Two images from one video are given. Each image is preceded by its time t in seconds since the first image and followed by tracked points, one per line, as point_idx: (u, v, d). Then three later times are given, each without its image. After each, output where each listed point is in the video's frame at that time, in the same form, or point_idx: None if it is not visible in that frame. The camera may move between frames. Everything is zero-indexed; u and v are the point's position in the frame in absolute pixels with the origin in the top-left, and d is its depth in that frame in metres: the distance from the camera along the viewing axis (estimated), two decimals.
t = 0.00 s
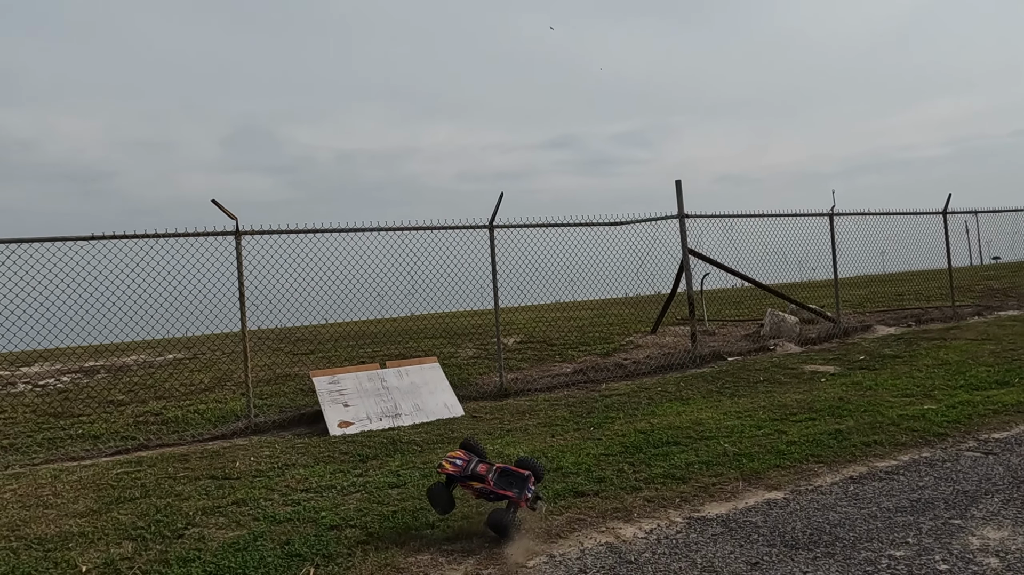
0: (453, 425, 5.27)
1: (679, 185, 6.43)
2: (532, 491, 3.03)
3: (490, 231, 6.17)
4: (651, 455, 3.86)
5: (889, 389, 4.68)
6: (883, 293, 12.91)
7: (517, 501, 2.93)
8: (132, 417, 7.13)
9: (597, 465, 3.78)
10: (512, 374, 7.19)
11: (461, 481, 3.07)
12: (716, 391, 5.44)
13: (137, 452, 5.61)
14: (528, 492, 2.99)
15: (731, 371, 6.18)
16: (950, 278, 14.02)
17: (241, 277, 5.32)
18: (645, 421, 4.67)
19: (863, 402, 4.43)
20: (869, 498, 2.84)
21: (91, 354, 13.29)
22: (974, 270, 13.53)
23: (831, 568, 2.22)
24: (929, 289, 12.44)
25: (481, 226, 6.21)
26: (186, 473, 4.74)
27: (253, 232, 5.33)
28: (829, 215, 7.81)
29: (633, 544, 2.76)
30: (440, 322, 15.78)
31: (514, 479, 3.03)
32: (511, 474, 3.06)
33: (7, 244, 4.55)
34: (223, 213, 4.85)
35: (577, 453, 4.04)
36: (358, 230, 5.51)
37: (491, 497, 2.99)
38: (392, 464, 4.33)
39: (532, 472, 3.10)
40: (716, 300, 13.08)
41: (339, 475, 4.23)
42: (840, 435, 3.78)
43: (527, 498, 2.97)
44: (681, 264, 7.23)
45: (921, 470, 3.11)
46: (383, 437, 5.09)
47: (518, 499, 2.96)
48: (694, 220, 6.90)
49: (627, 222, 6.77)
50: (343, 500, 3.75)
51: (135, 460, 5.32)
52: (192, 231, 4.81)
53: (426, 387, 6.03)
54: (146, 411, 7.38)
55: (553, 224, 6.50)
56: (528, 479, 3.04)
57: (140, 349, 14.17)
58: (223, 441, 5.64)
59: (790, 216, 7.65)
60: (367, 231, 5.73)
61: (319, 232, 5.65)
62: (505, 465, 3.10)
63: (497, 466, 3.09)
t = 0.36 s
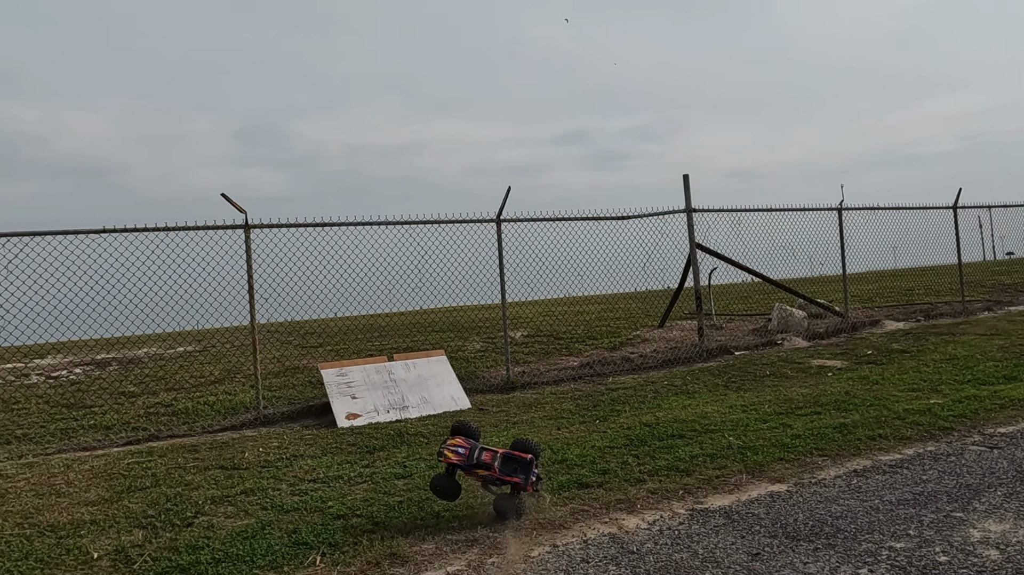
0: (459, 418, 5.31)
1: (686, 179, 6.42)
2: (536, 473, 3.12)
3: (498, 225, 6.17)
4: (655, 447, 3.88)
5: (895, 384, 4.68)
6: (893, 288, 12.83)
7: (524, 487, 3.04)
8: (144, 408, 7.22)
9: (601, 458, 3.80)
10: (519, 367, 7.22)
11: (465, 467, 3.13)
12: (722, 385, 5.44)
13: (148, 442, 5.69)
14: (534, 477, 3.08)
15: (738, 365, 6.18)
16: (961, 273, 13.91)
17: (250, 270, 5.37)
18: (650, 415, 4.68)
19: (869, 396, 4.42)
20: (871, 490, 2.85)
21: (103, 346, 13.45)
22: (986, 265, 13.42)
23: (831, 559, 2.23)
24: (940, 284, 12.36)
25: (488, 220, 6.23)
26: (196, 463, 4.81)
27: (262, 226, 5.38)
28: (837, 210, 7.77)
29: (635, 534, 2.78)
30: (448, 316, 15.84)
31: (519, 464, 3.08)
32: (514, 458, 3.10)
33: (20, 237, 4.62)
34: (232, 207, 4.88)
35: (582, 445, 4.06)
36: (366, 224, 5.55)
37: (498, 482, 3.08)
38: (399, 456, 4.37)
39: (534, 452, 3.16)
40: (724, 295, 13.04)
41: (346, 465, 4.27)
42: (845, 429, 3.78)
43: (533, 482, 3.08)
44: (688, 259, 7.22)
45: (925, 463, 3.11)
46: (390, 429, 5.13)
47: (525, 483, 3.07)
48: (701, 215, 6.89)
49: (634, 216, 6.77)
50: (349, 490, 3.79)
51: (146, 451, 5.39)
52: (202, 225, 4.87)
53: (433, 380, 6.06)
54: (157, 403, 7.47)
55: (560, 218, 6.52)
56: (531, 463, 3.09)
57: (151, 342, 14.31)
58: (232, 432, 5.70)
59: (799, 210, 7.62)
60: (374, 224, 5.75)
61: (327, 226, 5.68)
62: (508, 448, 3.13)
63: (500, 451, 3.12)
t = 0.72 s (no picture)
0: (469, 409, 5.35)
1: (696, 171, 6.40)
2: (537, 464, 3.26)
3: (508, 217, 6.19)
4: (662, 439, 3.89)
5: (905, 377, 4.66)
6: (907, 282, 12.71)
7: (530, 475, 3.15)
8: (158, 397, 7.34)
9: (609, 448, 3.82)
10: (529, 359, 7.25)
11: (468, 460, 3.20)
12: (731, 377, 5.45)
13: (162, 431, 5.79)
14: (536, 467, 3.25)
15: (748, 358, 6.17)
16: (977, 268, 13.74)
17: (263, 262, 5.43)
18: (658, 407, 4.70)
19: (878, 390, 4.41)
20: (877, 482, 2.85)
21: (120, 338, 13.65)
22: (1002, 260, 13.26)
23: (833, 549, 2.25)
24: (955, 278, 12.23)
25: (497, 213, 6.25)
26: (209, 451, 4.89)
27: (274, 219, 5.44)
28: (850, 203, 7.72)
29: (640, 524, 2.81)
30: (459, 309, 15.90)
31: (522, 453, 3.23)
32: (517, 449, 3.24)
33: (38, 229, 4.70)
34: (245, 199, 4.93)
35: (590, 437, 4.09)
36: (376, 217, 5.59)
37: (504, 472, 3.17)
38: (408, 446, 4.42)
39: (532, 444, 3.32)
40: (736, 288, 12.99)
41: (356, 454, 4.33)
42: (853, 422, 3.78)
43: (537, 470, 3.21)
44: (699, 252, 7.20)
45: (931, 456, 3.11)
46: (399, 419, 5.18)
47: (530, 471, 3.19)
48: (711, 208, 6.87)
49: (644, 209, 6.77)
50: (359, 479, 3.85)
51: (160, 439, 5.48)
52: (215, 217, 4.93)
53: (443, 371, 6.11)
54: (171, 392, 7.59)
55: (570, 211, 6.52)
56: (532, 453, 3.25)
57: (166, 333, 14.51)
58: (245, 422, 5.78)
59: (811, 204, 7.58)
60: (385, 217, 5.79)
61: (338, 218, 5.73)
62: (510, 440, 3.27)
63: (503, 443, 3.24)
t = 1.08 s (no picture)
0: (477, 402, 5.38)
1: (706, 165, 6.38)
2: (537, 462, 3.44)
3: (517, 211, 6.20)
4: (669, 432, 3.90)
5: (915, 372, 4.63)
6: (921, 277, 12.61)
7: (534, 464, 3.32)
8: (171, 389, 7.44)
9: (615, 442, 3.84)
10: (537, 353, 7.27)
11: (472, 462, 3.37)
12: (739, 372, 5.44)
13: (175, 422, 5.87)
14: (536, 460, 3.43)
15: (757, 352, 6.15)
16: (992, 263, 13.60)
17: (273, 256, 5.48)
18: (666, 400, 4.71)
19: (887, 384, 4.40)
20: (882, 476, 2.85)
21: (133, 330, 13.82)
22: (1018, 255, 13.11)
23: (836, 543, 2.26)
24: (969, 274, 12.12)
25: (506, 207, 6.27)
26: (220, 442, 4.96)
27: (284, 213, 5.48)
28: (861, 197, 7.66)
29: (645, 516, 2.83)
30: (469, 303, 15.95)
31: (521, 453, 3.44)
32: (515, 451, 3.46)
33: (52, 223, 4.77)
34: (256, 193, 4.97)
35: (597, 430, 4.11)
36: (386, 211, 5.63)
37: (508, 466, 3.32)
38: (417, 438, 4.46)
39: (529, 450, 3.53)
40: (746, 283, 12.94)
41: (365, 446, 4.38)
42: (861, 416, 3.77)
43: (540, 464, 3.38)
44: (708, 246, 7.18)
45: (938, 451, 3.10)
46: (408, 412, 5.22)
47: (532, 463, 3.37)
48: (721, 202, 6.85)
49: (654, 203, 6.76)
50: (367, 470, 3.89)
51: (172, 430, 5.56)
52: (226, 211, 4.98)
53: (452, 364, 6.14)
54: (184, 384, 7.69)
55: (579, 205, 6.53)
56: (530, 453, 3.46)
57: (179, 326, 14.68)
58: (256, 413, 5.85)
59: (822, 198, 7.53)
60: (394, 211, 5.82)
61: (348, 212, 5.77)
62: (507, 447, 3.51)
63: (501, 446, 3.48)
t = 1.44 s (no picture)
0: (490, 394, 5.42)
1: (721, 159, 6.34)
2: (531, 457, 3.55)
3: (530, 205, 6.21)
4: (680, 426, 3.91)
5: (930, 367, 4.60)
6: (940, 271, 12.44)
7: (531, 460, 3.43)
8: (189, 380, 7.57)
9: (626, 435, 3.85)
10: (551, 346, 7.29)
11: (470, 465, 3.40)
12: (753, 366, 5.42)
13: (193, 413, 5.98)
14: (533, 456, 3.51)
15: (771, 347, 6.12)
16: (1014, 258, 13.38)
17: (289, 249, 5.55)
18: (678, 394, 4.71)
19: (902, 379, 4.37)
20: (894, 471, 2.85)
21: (153, 322, 14.05)
22: None
23: (844, 537, 2.27)
24: (990, 268, 11.94)
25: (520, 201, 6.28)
26: (237, 433, 5.04)
27: (300, 207, 5.55)
28: (879, 190, 7.58)
29: (654, 508, 2.85)
30: (483, 296, 16.00)
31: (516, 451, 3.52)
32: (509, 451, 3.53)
33: (73, 216, 4.87)
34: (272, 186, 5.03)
35: (608, 423, 4.13)
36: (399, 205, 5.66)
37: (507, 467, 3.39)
38: (429, 429, 4.51)
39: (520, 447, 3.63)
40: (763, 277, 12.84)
41: (378, 437, 4.44)
42: (874, 411, 3.75)
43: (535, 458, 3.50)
44: (722, 240, 7.14)
45: (951, 446, 3.08)
46: (422, 404, 5.27)
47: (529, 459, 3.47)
48: (736, 195, 6.80)
49: (668, 197, 6.73)
50: (380, 461, 3.95)
51: (190, 420, 5.67)
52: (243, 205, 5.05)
53: (465, 357, 6.17)
54: (201, 375, 7.81)
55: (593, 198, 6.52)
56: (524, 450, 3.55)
57: (198, 318, 14.89)
58: (272, 404, 5.94)
59: (839, 192, 7.45)
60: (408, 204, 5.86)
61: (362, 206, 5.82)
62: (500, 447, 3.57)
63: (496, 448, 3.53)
